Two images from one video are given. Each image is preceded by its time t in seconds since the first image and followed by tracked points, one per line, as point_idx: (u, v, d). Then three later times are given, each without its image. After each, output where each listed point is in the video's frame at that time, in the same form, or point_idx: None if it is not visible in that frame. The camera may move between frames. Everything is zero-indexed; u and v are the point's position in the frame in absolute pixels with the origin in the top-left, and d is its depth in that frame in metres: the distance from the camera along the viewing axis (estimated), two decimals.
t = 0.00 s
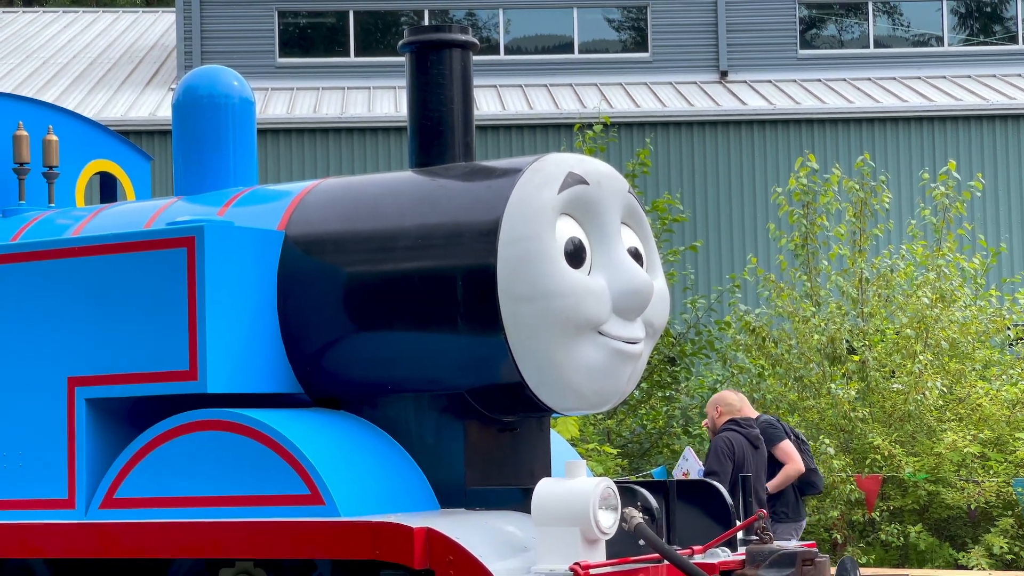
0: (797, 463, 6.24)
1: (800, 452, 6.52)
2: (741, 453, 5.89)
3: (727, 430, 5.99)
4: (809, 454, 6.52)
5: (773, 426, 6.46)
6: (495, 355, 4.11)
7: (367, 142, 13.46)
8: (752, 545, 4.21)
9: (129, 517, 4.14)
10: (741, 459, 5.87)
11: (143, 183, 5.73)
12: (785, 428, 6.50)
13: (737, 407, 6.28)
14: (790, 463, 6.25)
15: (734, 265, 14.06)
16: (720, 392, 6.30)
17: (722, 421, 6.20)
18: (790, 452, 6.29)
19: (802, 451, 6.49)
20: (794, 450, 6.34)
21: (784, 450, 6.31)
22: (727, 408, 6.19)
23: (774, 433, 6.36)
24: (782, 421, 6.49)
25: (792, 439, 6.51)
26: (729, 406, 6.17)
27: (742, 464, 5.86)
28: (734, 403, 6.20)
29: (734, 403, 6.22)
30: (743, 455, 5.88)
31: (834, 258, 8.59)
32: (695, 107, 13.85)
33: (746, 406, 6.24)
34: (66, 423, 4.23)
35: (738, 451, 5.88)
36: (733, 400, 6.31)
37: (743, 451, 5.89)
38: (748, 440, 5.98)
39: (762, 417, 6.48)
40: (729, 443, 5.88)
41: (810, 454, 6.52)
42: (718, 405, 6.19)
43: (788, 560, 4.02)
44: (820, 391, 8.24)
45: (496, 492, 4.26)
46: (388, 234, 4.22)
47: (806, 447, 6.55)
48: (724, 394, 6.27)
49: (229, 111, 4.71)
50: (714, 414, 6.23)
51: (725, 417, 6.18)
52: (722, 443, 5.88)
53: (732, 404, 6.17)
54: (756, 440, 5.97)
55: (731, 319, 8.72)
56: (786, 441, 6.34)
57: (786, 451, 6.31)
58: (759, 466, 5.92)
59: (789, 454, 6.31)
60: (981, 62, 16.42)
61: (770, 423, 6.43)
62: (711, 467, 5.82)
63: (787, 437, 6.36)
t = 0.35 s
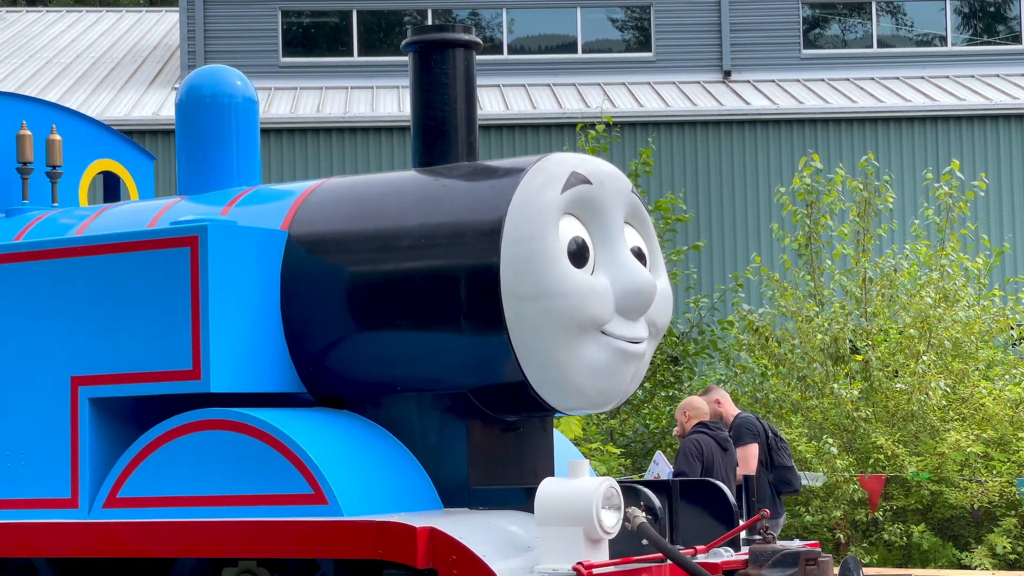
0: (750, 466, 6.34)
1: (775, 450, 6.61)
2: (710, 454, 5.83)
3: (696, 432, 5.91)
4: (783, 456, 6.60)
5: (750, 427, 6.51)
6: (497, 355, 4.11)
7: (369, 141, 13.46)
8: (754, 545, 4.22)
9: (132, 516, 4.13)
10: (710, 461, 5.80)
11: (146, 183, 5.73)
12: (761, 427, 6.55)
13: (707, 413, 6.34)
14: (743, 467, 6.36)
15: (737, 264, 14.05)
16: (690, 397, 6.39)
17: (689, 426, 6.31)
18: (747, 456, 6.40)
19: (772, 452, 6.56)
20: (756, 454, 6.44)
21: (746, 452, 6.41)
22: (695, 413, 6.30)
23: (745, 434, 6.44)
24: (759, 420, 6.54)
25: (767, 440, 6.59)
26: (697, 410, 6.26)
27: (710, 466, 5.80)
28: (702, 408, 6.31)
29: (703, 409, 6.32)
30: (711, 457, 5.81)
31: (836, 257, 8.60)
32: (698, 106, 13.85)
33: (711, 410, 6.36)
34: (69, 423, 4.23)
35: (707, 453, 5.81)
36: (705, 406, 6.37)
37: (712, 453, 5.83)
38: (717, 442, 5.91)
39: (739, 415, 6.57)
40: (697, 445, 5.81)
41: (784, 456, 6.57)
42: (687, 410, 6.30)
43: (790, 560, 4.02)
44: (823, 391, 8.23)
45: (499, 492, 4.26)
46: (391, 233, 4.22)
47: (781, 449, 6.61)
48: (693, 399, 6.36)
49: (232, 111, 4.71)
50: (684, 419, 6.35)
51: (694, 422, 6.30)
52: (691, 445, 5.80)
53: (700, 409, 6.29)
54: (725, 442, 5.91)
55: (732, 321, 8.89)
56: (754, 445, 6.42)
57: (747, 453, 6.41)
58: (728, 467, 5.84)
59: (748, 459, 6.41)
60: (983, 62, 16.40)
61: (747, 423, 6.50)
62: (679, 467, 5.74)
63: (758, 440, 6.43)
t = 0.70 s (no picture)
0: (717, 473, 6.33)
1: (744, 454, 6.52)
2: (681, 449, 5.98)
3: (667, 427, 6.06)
4: (752, 463, 6.52)
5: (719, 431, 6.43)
6: (500, 356, 4.11)
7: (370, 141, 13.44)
8: (758, 547, 4.21)
9: (135, 517, 4.13)
10: (681, 455, 5.94)
11: (149, 184, 5.73)
12: (732, 432, 6.47)
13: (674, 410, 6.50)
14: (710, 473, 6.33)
15: (741, 265, 14.04)
16: (657, 395, 6.55)
17: (655, 422, 6.47)
18: (716, 462, 6.37)
19: (740, 459, 6.50)
20: (725, 460, 6.38)
21: (715, 457, 6.38)
22: (661, 409, 6.46)
23: (711, 439, 6.40)
24: (729, 424, 6.45)
25: (736, 446, 6.51)
26: (663, 406, 6.45)
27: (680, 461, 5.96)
28: (668, 405, 6.48)
29: (669, 406, 6.50)
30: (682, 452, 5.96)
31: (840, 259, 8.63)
32: (700, 108, 13.86)
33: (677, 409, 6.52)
34: (72, 423, 4.22)
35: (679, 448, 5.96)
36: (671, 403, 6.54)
37: (684, 448, 5.98)
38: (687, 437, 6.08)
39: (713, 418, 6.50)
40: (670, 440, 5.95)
41: (752, 464, 6.49)
42: (654, 406, 6.46)
43: (794, 561, 4.05)
44: (826, 392, 8.28)
45: (502, 493, 4.27)
46: (395, 234, 4.22)
47: (751, 456, 6.52)
48: (660, 397, 6.53)
49: (236, 112, 4.71)
50: (650, 416, 6.50)
51: (660, 417, 6.46)
52: (664, 439, 5.94)
53: (666, 405, 6.45)
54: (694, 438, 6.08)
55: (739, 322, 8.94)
56: (722, 451, 6.38)
57: (716, 458, 6.38)
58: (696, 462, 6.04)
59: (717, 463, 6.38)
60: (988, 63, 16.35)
61: (715, 428, 6.44)
62: (653, 459, 5.89)
63: (726, 446, 6.38)
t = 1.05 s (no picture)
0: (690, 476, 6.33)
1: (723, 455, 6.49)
2: (661, 451, 5.82)
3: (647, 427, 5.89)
4: (734, 463, 6.49)
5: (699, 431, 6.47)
6: (506, 358, 4.11)
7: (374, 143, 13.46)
8: (764, 549, 4.20)
9: (142, 519, 4.13)
10: (660, 457, 5.78)
11: (156, 185, 5.74)
12: (711, 433, 6.48)
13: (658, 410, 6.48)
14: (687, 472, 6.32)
15: (746, 267, 14.04)
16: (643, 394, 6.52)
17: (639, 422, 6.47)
18: (693, 463, 6.38)
19: (721, 459, 6.47)
20: (702, 461, 6.41)
21: (691, 459, 6.41)
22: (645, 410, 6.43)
23: (690, 441, 6.45)
24: (709, 425, 6.48)
25: (716, 447, 6.50)
26: (646, 408, 6.41)
27: (660, 462, 5.79)
28: (651, 406, 6.43)
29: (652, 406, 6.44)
30: (662, 453, 5.80)
31: (846, 261, 8.65)
32: (706, 110, 13.88)
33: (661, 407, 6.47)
34: (79, 425, 4.22)
35: (658, 449, 5.79)
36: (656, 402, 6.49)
37: (663, 449, 5.81)
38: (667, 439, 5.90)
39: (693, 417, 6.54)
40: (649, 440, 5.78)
41: (734, 463, 6.47)
42: (637, 408, 6.45)
43: (800, 564, 4.01)
44: (832, 394, 8.24)
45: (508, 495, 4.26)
46: (401, 236, 4.22)
47: (732, 455, 6.50)
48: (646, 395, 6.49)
49: (243, 114, 4.71)
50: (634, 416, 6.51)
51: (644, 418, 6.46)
52: (643, 440, 5.77)
53: (649, 407, 6.40)
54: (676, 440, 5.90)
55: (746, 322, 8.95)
56: (700, 452, 6.40)
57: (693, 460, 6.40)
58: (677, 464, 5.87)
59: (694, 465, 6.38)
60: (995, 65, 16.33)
61: (695, 429, 6.47)
62: (629, 460, 5.74)
63: (704, 448, 6.42)
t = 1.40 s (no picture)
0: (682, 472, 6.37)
1: (716, 454, 6.47)
2: (630, 458, 5.88)
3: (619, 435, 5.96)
4: (724, 462, 6.46)
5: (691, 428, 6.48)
6: (516, 360, 4.11)
7: (384, 146, 13.47)
8: (774, 551, 4.20)
9: (154, 521, 4.14)
10: (629, 465, 5.85)
11: (165, 187, 5.73)
12: (702, 431, 6.48)
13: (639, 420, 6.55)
14: (677, 469, 6.37)
15: (755, 269, 14.04)
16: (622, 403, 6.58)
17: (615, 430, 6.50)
18: (683, 460, 6.41)
19: (712, 457, 6.45)
20: (692, 459, 6.43)
21: (680, 456, 6.43)
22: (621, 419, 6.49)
23: (682, 438, 6.46)
24: (701, 423, 6.48)
25: (707, 445, 6.48)
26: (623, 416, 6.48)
27: (629, 470, 5.87)
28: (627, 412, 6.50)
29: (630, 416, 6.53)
30: (631, 461, 5.87)
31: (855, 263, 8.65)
32: (715, 112, 13.87)
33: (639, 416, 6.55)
34: (90, 427, 4.22)
35: (627, 456, 5.87)
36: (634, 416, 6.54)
37: (632, 458, 5.88)
38: (640, 445, 5.96)
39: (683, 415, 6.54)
40: (617, 449, 5.85)
41: (724, 462, 6.45)
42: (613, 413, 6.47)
43: (810, 566, 4.00)
44: (842, 397, 8.30)
45: (518, 497, 4.27)
46: (411, 239, 4.23)
47: (721, 454, 6.47)
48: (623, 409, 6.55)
49: (252, 117, 4.72)
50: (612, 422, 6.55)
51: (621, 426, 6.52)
52: (612, 448, 5.85)
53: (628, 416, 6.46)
54: (648, 445, 5.96)
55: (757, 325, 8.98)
56: (691, 450, 6.42)
57: (683, 457, 6.43)
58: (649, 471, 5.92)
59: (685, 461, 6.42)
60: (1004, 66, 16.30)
61: (686, 427, 6.48)
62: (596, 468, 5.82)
63: (695, 446, 6.42)
